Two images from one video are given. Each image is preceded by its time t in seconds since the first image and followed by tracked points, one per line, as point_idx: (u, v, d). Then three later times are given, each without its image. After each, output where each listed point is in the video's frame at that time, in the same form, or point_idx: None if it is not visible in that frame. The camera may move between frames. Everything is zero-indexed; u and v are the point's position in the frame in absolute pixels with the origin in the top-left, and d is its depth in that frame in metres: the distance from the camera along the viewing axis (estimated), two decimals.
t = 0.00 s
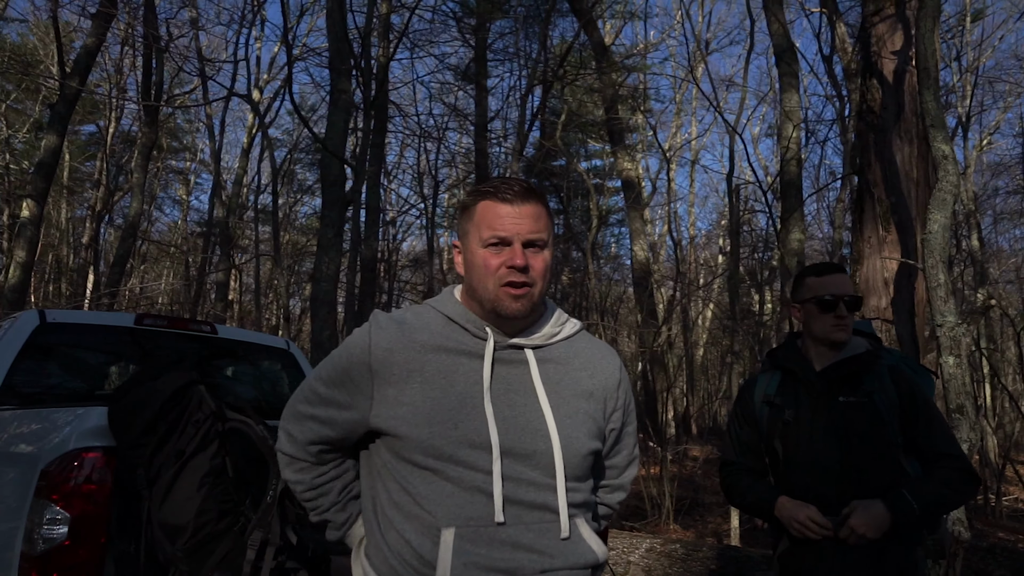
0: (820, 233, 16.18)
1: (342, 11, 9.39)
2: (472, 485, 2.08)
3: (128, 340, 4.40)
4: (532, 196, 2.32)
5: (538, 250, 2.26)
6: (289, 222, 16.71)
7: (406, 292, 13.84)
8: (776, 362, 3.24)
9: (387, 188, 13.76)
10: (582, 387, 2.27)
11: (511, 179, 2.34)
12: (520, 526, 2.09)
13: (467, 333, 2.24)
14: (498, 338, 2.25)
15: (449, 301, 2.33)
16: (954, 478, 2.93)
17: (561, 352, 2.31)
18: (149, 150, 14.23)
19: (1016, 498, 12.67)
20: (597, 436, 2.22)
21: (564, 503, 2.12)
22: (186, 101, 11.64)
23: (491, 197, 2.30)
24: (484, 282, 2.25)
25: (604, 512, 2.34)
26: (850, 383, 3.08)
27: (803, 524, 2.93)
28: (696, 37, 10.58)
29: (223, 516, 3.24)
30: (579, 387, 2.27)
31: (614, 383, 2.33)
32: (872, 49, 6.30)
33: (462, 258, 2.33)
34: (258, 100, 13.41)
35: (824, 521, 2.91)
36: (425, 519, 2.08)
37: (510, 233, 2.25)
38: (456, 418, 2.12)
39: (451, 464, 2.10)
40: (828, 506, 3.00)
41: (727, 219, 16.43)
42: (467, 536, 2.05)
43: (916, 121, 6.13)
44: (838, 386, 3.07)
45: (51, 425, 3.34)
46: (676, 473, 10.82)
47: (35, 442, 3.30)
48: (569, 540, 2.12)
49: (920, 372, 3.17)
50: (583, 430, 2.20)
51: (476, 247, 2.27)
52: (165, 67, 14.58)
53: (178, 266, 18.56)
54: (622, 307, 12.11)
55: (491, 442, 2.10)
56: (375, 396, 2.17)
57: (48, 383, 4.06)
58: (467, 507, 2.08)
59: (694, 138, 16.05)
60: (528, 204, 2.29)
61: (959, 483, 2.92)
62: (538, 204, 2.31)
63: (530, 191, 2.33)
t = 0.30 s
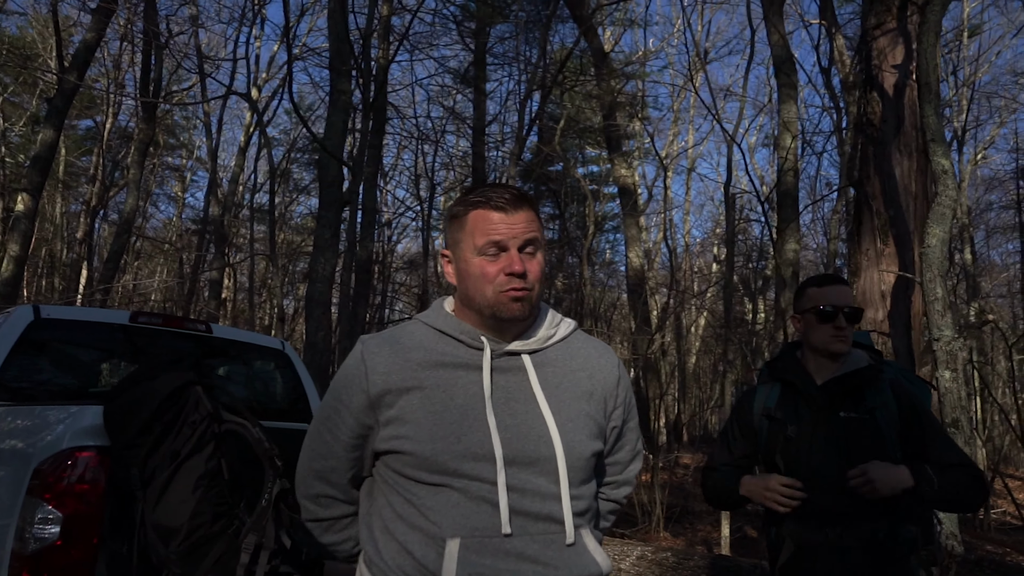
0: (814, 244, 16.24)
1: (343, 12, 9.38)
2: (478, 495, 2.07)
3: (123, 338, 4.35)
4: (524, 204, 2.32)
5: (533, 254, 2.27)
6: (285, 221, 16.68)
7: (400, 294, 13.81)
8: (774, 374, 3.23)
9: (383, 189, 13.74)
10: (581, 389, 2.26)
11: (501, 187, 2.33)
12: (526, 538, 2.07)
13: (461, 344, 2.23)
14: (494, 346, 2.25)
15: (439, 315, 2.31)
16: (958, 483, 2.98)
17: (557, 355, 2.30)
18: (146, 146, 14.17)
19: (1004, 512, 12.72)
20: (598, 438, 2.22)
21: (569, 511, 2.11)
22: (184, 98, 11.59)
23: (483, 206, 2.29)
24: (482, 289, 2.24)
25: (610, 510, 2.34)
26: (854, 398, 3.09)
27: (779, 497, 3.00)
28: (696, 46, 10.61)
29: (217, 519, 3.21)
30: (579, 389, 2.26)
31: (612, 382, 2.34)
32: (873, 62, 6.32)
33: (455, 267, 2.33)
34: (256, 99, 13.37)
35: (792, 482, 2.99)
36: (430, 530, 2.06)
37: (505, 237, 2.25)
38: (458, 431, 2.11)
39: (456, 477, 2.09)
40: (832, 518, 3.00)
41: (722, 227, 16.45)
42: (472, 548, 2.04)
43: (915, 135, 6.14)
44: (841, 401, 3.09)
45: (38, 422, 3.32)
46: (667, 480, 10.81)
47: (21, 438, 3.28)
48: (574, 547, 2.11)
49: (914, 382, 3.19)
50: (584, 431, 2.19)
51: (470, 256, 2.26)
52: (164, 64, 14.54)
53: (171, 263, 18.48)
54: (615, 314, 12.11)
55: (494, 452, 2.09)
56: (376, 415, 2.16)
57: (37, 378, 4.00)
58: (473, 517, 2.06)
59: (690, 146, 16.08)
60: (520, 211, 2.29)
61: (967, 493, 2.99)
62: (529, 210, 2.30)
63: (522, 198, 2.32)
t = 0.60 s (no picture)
0: (791, 257, 16.36)
1: (327, 15, 9.33)
2: (456, 502, 2.03)
3: (97, 339, 4.28)
4: (485, 201, 2.32)
5: (499, 252, 2.27)
6: (263, 224, 16.57)
7: (378, 299, 13.75)
8: (756, 384, 3.27)
9: (363, 194, 13.68)
10: (556, 387, 2.24)
11: (464, 187, 2.34)
12: (506, 546, 2.03)
13: (434, 350, 2.21)
14: (466, 349, 2.23)
15: (410, 323, 2.30)
16: (940, 490, 2.98)
17: (531, 355, 2.28)
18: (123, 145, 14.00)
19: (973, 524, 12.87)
20: (578, 436, 2.19)
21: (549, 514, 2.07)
22: (163, 97, 11.47)
23: (446, 207, 2.30)
24: (450, 289, 2.23)
25: (595, 506, 2.35)
26: (836, 411, 3.16)
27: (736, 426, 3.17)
28: (678, 57, 10.67)
29: (192, 525, 3.15)
30: (554, 388, 2.23)
31: (588, 377, 2.31)
32: (855, 76, 6.37)
33: (421, 270, 2.32)
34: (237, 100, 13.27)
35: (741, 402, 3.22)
36: (409, 538, 2.03)
37: (471, 238, 2.25)
38: (434, 436, 2.08)
39: (434, 484, 2.06)
40: (814, 533, 3.02)
41: (701, 238, 16.53)
42: (452, 557, 2.00)
43: (896, 150, 6.21)
44: (820, 414, 3.15)
45: (10, 424, 3.32)
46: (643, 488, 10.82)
47: None
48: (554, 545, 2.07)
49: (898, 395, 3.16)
50: (563, 430, 2.17)
51: (437, 258, 2.26)
52: (143, 62, 14.41)
53: (146, 263, 18.28)
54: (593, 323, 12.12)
55: (470, 458, 2.06)
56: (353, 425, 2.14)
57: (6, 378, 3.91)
58: (452, 525, 2.03)
59: (671, 156, 16.14)
60: (483, 210, 2.30)
61: (949, 505, 3.00)
62: (492, 209, 2.31)
63: (485, 197, 2.33)
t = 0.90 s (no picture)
0: (770, 261, 16.45)
1: (309, 14, 9.26)
2: (431, 503, 2.01)
3: (72, 338, 4.21)
4: (470, 202, 2.31)
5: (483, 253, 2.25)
6: (243, 223, 16.44)
7: (359, 300, 13.68)
8: (746, 387, 3.27)
9: (344, 194, 13.60)
10: (533, 383, 2.19)
11: (450, 187, 2.33)
12: (482, 547, 2.01)
13: (410, 349, 2.18)
14: (442, 348, 2.19)
15: (389, 322, 2.26)
16: (920, 487, 3.07)
17: (507, 351, 2.23)
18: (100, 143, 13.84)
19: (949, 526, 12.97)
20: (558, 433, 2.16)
21: (525, 514, 2.04)
22: (141, 94, 11.35)
23: (430, 204, 2.27)
24: (433, 288, 2.20)
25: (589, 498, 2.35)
26: (819, 412, 3.16)
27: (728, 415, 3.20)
28: (661, 60, 10.68)
29: (171, 528, 3.28)
30: (529, 383, 2.19)
31: (565, 370, 2.26)
32: (837, 81, 6.41)
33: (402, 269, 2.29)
34: (217, 99, 13.16)
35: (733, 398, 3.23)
36: (384, 540, 2.01)
37: (456, 237, 2.22)
38: (409, 435, 2.05)
39: (409, 485, 2.03)
40: (799, 535, 3.03)
41: (681, 241, 16.57)
42: (428, 557, 1.98)
43: (877, 154, 6.25)
44: (807, 409, 3.16)
45: None
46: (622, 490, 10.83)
47: None
48: (530, 545, 2.03)
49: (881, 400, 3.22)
50: (541, 428, 2.13)
51: (420, 256, 2.22)
52: (122, 59, 14.25)
53: (124, 262, 18.10)
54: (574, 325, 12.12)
55: (445, 458, 2.03)
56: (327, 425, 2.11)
57: None
58: (427, 526, 2.00)
59: (652, 159, 16.18)
60: (468, 209, 2.28)
61: (928, 504, 3.09)
62: (477, 209, 2.30)
63: (470, 197, 2.32)
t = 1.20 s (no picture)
0: (746, 264, 16.54)
1: (286, 14, 9.18)
2: (402, 503, 1.96)
3: (42, 339, 4.13)
4: (448, 202, 2.27)
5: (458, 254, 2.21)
6: (218, 224, 16.27)
7: (335, 302, 13.59)
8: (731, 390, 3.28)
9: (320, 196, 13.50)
10: (511, 381, 2.19)
11: (427, 185, 2.28)
12: (454, 548, 1.97)
13: (387, 347, 2.13)
14: (420, 348, 2.15)
15: (367, 320, 2.21)
16: (902, 481, 3.11)
17: (484, 351, 2.22)
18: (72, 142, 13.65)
19: (922, 528, 13.09)
20: (538, 430, 2.15)
21: (499, 516, 2.01)
22: (115, 93, 11.21)
23: (406, 203, 2.23)
24: (405, 288, 2.16)
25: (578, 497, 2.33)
26: (800, 413, 3.22)
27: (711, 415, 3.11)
28: (640, 65, 10.70)
29: (146, 534, 3.33)
30: (507, 383, 2.18)
31: (543, 366, 2.27)
32: (815, 85, 6.44)
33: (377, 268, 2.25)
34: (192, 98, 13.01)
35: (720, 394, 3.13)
36: (353, 540, 1.95)
37: (431, 237, 2.18)
38: (382, 432, 1.99)
39: (380, 484, 1.97)
40: (784, 536, 3.07)
41: (658, 244, 16.62)
42: (399, 559, 1.93)
43: (855, 159, 6.29)
44: (792, 411, 3.22)
45: None
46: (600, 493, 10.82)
47: None
48: (502, 548, 2.01)
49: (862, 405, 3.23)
50: (517, 426, 2.12)
51: (395, 255, 2.19)
52: (95, 57, 14.07)
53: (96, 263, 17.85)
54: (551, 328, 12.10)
55: (420, 457, 1.98)
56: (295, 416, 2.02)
57: None
58: (397, 526, 1.95)
59: (629, 164, 16.21)
60: (445, 208, 2.24)
61: (910, 497, 3.13)
62: (454, 209, 2.26)
63: (447, 196, 2.28)
